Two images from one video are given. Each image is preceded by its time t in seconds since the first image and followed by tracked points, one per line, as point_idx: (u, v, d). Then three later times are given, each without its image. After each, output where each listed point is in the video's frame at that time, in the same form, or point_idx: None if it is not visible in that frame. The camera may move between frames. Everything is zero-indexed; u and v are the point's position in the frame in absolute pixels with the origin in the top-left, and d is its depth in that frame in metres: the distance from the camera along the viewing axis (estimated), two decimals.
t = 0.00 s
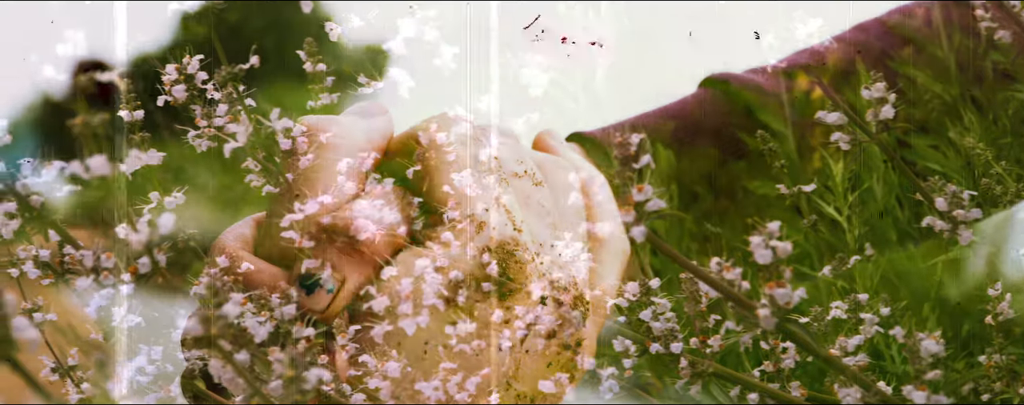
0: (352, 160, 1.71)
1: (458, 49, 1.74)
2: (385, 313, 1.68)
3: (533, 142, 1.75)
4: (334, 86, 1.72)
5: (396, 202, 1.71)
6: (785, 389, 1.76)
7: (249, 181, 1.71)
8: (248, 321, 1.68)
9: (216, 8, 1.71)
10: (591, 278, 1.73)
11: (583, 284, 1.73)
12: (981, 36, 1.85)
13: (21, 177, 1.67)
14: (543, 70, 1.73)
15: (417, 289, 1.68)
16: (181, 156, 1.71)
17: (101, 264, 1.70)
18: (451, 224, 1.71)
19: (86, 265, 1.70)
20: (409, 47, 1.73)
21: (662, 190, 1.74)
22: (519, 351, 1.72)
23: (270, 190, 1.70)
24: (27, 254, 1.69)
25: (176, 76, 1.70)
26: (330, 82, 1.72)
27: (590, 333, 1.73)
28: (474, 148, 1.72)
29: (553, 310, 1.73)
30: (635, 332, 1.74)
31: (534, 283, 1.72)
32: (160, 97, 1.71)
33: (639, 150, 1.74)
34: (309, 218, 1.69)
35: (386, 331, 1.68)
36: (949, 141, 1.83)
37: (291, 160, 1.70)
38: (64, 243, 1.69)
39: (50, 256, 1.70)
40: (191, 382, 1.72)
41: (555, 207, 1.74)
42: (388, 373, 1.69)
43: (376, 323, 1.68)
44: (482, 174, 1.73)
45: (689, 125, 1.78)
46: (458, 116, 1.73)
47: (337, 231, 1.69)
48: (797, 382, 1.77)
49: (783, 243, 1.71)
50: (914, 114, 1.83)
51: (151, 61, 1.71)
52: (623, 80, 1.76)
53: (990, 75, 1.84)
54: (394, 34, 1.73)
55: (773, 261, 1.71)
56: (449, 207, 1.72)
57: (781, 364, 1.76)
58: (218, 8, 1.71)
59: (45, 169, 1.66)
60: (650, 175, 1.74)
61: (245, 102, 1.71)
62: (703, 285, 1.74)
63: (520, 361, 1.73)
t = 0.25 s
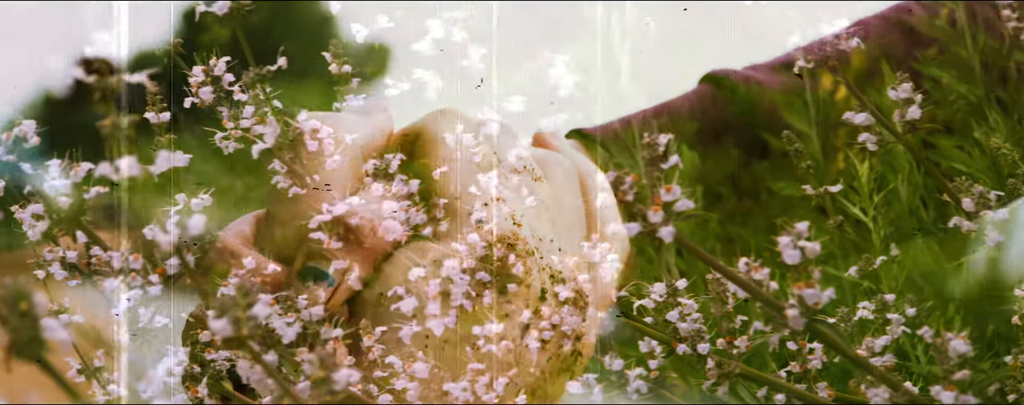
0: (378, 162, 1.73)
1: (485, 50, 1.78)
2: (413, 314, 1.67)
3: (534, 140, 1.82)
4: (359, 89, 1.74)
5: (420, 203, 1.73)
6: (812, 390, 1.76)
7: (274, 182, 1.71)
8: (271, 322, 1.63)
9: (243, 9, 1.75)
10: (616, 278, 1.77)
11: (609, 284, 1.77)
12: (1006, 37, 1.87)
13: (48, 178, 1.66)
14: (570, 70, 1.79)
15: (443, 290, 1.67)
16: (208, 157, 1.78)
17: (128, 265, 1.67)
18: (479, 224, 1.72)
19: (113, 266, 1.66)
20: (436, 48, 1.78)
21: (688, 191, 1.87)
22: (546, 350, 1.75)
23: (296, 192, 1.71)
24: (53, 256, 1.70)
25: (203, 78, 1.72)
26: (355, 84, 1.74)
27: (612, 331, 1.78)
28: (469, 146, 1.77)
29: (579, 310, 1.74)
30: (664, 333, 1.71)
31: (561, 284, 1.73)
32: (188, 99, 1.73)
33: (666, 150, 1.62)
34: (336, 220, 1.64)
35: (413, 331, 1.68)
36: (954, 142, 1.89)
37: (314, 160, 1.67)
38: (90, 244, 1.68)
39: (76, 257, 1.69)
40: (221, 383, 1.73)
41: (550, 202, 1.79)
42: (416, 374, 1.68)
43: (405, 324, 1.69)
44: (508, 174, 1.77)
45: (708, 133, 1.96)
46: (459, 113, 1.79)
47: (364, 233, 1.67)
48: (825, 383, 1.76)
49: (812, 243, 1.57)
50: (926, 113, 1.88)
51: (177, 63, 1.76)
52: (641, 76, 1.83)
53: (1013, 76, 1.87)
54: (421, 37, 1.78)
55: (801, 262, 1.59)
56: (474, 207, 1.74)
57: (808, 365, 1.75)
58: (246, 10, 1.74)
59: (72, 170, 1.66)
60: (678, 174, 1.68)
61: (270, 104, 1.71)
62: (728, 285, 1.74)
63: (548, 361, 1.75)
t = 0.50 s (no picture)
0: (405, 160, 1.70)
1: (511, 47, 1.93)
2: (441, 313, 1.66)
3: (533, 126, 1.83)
4: (384, 87, 1.74)
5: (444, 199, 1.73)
6: (841, 389, 1.75)
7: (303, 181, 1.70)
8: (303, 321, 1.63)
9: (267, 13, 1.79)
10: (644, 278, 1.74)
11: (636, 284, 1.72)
12: None
13: (76, 177, 1.65)
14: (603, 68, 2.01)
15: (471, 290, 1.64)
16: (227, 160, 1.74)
17: (156, 264, 1.66)
18: (507, 222, 1.69)
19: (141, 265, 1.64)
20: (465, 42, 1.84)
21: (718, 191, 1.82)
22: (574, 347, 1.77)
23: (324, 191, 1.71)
24: (81, 254, 1.70)
25: (230, 77, 1.72)
26: (380, 83, 1.74)
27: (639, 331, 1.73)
28: (468, 128, 1.79)
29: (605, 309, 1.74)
30: (691, 332, 1.74)
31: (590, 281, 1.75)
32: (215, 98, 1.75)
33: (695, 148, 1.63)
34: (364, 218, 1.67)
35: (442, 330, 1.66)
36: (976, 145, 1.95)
37: (346, 159, 1.73)
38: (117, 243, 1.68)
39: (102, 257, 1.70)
40: (245, 382, 1.70)
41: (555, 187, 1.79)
42: (444, 372, 1.67)
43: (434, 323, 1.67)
44: (535, 173, 1.75)
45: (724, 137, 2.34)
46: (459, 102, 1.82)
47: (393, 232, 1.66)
48: (852, 382, 1.76)
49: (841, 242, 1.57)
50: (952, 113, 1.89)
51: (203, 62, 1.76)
52: (661, 70, 2.16)
53: None
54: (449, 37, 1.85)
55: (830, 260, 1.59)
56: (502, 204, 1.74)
57: (836, 364, 1.75)
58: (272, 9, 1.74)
59: (99, 169, 1.63)
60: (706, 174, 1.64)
61: (297, 103, 1.73)
62: (754, 284, 1.75)
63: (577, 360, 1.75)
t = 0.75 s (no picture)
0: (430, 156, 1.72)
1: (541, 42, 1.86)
2: (467, 308, 1.66)
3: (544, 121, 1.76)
4: (408, 83, 1.75)
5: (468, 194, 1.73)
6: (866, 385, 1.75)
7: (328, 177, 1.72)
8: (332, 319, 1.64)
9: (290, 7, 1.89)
10: (669, 275, 1.73)
11: (661, 280, 1.73)
12: None
13: (102, 173, 1.65)
14: (627, 63, 1.95)
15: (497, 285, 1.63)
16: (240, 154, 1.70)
17: (183, 259, 1.66)
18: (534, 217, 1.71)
19: (166, 260, 1.64)
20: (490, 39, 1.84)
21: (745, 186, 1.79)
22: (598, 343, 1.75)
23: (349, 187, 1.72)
24: (105, 250, 1.70)
25: (256, 73, 1.72)
26: (405, 78, 1.75)
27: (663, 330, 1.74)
28: (471, 121, 1.82)
29: (630, 305, 1.73)
30: (716, 328, 1.73)
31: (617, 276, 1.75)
32: (240, 94, 1.74)
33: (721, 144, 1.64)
34: (390, 213, 1.67)
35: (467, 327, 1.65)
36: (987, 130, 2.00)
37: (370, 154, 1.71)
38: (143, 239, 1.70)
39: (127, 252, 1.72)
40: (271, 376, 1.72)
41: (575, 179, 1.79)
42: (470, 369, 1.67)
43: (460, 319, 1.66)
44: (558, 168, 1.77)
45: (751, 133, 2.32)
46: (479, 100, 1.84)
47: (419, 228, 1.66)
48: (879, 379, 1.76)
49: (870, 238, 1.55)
50: (976, 108, 1.89)
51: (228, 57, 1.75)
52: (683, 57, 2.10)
53: None
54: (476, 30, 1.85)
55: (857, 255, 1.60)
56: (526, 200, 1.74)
57: (861, 360, 1.75)
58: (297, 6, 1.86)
59: (126, 164, 1.66)
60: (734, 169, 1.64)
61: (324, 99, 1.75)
62: (779, 280, 1.75)
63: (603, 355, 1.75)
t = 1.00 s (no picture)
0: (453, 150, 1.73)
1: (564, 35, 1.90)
2: (491, 301, 1.65)
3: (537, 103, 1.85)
4: (429, 77, 1.84)
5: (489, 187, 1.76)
6: (889, 379, 1.76)
7: (351, 172, 1.74)
8: (356, 313, 1.66)
9: None
10: (692, 269, 1.75)
11: (684, 274, 1.75)
12: None
13: (125, 167, 1.65)
14: (649, 55, 1.88)
15: (521, 279, 1.62)
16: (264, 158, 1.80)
17: (206, 253, 1.65)
18: (556, 213, 1.73)
19: (190, 254, 1.63)
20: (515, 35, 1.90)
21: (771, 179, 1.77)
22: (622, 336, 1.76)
23: (372, 181, 1.73)
24: (128, 244, 1.71)
25: (278, 67, 1.73)
26: (428, 73, 1.85)
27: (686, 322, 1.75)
28: (470, 110, 1.85)
29: (652, 299, 1.74)
30: (738, 321, 1.76)
31: (639, 270, 1.76)
32: (262, 88, 1.75)
33: (746, 136, 1.64)
34: (413, 207, 1.67)
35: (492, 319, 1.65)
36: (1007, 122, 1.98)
37: (392, 148, 1.71)
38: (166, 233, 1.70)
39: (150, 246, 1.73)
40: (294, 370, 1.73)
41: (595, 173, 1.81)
42: (496, 362, 1.67)
43: (484, 311, 1.66)
44: (581, 162, 1.76)
45: (773, 126, 2.26)
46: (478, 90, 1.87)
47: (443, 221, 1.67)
48: (899, 372, 1.77)
49: (894, 231, 1.57)
50: (998, 102, 1.91)
51: (251, 51, 1.77)
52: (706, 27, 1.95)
53: None
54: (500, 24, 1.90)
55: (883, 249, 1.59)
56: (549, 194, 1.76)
57: (883, 354, 1.76)
58: None
59: (149, 158, 1.64)
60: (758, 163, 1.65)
61: (345, 95, 1.74)
62: (803, 273, 1.75)
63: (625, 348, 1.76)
